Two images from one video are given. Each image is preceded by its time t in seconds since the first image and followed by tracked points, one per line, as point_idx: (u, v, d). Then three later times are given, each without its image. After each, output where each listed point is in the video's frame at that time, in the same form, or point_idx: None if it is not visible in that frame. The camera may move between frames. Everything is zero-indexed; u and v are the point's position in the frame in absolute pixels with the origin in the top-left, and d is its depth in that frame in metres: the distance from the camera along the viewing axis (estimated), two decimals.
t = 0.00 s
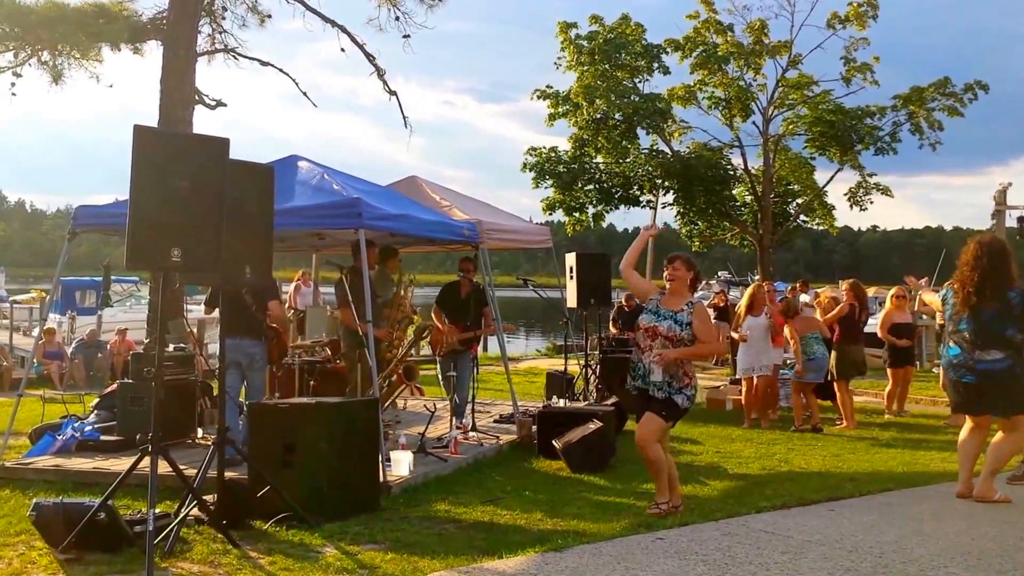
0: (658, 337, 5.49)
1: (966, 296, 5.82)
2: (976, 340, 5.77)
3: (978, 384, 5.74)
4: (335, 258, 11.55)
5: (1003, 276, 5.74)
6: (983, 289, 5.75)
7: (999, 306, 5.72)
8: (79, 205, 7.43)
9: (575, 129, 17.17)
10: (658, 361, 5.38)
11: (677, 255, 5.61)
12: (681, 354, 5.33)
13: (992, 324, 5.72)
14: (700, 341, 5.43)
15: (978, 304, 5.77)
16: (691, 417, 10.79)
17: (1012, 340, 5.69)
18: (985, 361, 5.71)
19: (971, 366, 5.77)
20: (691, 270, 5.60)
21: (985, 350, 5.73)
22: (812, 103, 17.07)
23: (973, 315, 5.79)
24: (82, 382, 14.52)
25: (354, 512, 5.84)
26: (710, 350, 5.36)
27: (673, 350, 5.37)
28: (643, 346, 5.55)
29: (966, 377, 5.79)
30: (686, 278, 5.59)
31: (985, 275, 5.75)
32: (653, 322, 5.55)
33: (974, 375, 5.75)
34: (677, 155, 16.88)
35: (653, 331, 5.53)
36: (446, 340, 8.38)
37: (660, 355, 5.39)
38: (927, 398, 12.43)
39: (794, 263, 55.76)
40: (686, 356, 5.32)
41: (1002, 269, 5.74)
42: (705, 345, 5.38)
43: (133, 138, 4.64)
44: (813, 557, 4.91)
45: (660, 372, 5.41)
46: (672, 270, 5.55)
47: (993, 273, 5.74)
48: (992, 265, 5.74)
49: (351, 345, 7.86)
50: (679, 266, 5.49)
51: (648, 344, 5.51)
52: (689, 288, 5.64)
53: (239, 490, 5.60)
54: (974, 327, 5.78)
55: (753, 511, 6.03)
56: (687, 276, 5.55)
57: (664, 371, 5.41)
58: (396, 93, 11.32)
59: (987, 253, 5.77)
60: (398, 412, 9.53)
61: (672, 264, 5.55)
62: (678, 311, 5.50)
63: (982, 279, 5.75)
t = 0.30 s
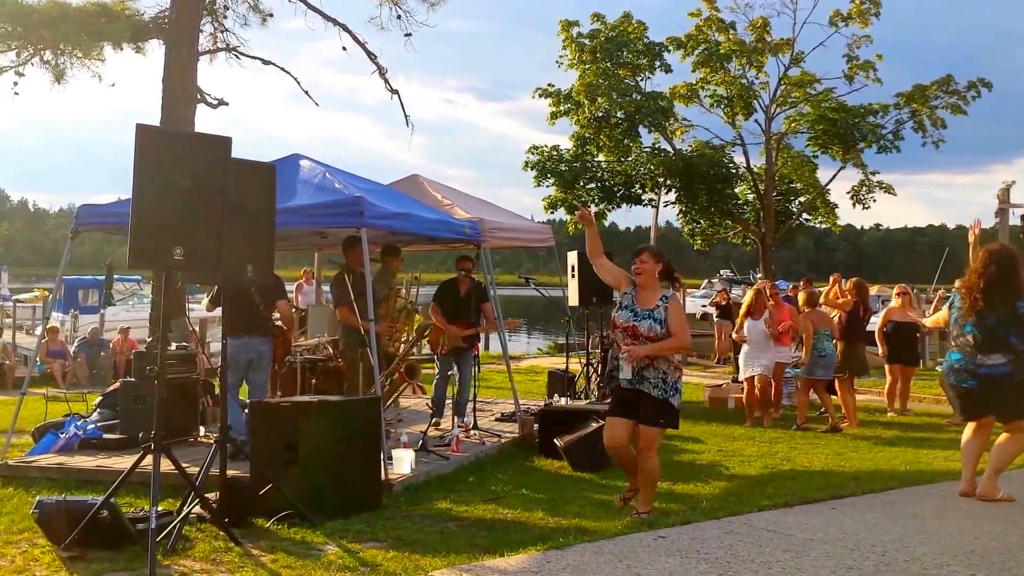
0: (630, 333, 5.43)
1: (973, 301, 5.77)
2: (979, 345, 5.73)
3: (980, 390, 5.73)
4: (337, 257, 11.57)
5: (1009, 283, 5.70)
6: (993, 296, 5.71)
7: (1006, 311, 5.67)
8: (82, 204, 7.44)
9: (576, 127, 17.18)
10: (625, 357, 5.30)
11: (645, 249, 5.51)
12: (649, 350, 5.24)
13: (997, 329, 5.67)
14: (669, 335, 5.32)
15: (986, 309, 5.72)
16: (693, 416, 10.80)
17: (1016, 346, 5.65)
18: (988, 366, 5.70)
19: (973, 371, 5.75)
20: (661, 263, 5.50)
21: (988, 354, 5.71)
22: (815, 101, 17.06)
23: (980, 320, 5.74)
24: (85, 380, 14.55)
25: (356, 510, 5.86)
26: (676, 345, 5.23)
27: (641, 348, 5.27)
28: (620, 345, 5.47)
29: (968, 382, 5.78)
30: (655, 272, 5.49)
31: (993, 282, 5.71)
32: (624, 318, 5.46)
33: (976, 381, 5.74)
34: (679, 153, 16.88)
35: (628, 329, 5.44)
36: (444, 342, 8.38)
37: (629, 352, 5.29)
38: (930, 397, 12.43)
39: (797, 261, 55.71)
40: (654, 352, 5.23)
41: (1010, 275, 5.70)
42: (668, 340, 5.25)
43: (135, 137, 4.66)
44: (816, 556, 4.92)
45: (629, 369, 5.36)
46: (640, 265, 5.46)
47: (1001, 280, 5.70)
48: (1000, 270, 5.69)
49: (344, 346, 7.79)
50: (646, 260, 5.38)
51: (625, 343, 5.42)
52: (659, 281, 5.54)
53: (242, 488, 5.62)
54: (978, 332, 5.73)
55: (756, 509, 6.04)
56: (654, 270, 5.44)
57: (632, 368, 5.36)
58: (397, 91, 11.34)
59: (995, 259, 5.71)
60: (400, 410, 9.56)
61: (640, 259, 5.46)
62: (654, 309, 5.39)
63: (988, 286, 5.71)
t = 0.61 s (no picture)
0: (604, 333, 5.29)
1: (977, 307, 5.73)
2: (980, 349, 5.71)
3: (971, 393, 5.75)
4: (338, 255, 11.59)
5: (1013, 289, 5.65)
6: (1000, 301, 5.65)
7: (1013, 315, 5.64)
8: (84, 202, 7.46)
9: (578, 125, 17.19)
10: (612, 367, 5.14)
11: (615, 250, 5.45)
12: (630, 356, 5.11)
13: (996, 334, 5.64)
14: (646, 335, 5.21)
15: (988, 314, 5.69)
16: (695, 414, 10.81)
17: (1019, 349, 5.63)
18: (987, 370, 5.68)
19: (973, 375, 5.74)
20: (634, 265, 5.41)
21: (989, 358, 5.68)
22: (817, 99, 17.06)
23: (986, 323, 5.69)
24: (88, 378, 14.59)
25: (358, 508, 5.87)
26: (655, 344, 5.12)
27: (624, 354, 5.14)
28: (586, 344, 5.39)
29: (967, 386, 5.77)
30: (626, 273, 5.40)
31: (996, 288, 5.67)
32: (599, 318, 5.33)
33: (975, 384, 5.73)
34: (681, 150, 16.89)
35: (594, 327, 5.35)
36: (444, 344, 8.37)
37: (613, 360, 5.15)
38: (932, 395, 12.44)
39: (799, 258, 55.67)
40: (637, 357, 5.11)
41: (1013, 282, 5.64)
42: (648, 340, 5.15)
43: (136, 136, 4.66)
44: (818, 554, 4.93)
45: (615, 379, 5.19)
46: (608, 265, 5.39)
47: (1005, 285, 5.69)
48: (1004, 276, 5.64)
49: (344, 344, 7.79)
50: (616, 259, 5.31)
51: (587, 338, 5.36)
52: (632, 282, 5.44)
53: (244, 485, 5.64)
54: (982, 335, 5.69)
55: (758, 507, 6.05)
56: (626, 269, 5.36)
57: (618, 378, 5.20)
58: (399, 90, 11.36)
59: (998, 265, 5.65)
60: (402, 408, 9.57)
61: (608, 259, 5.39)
62: (616, 301, 5.32)
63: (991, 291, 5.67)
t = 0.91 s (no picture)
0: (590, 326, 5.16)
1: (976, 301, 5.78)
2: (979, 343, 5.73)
3: (976, 394, 5.73)
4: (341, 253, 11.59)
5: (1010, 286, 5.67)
6: (996, 294, 5.69)
7: (1009, 307, 5.64)
8: (87, 200, 7.47)
9: (581, 123, 17.17)
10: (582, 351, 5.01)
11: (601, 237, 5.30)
12: (606, 342, 5.01)
13: (995, 327, 5.66)
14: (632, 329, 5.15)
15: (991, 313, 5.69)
16: (699, 412, 10.80)
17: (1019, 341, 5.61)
18: (987, 364, 5.68)
19: (972, 368, 5.76)
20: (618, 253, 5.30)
21: (991, 352, 5.69)
22: (821, 96, 17.03)
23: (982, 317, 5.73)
24: (91, 376, 14.61)
25: (361, 506, 5.87)
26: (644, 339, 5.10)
27: (598, 340, 5.04)
28: (573, 338, 5.23)
29: (966, 380, 5.78)
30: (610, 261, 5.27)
31: (994, 282, 5.71)
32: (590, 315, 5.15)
33: (974, 378, 5.73)
34: (685, 148, 16.88)
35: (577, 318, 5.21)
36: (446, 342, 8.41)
37: (587, 344, 5.03)
38: (937, 393, 12.41)
39: (803, 256, 55.60)
40: (613, 345, 5.02)
41: (1009, 276, 5.68)
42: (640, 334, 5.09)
43: (140, 134, 4.66)
44: (821, 553, 4.92)
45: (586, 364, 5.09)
46: (595, 252, 5.22)
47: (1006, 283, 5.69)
48: (1002, 273, 5.68)
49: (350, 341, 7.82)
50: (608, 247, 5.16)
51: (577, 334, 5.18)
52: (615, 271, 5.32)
53: (246, 483, 5.65)
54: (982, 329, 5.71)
55: (761, 506, 6.04)
56: (612, 258, 5.23)
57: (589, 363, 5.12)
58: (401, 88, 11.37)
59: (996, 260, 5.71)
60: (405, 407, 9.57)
61: (597, 246, 5.21)
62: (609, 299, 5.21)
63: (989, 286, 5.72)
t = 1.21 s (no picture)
0: (560, 330, 4.84)
1: (971, 272, 5.84)
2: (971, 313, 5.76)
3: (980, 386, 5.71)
4: (344, 251, 11.59)
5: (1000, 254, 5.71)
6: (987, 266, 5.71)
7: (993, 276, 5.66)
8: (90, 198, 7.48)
9: (584, 121, 17.16)
10: (566, 358, 4.66)
11: (553, 236, 4.96)
12: (588, 345, 4.66)
13: (983, 296, 5.66)
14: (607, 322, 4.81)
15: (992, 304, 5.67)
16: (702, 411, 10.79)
17: (1006, 309, 5.58)
18: (977, 334, 5.68)
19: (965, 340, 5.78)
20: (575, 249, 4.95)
21: (980, 323, 5.69)
22: (825, 93, 16.99)
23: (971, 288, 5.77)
24: (94, 374, 14.63)
25: (364, 504, 5.87)
26: (621, 332, 4.74)
27: (580, 343, 4.69)
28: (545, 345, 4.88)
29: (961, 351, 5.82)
30: (568, 259, 4.93)
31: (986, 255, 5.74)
32: (557, 317, 4.84)
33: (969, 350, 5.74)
34: (688, 146, 16.86)
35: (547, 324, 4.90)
36: (446, 338, 8.38)
37: (568, 351, 4.67)
38: (941, 392, 12.38)
39: (806, 254, 55.57)
40: (596, 346, 4.67)
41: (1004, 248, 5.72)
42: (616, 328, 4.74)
43: (142, 132, 4.67)
44: (825, 551, 4.91)
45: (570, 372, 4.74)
46: (550, 252, 4.89)
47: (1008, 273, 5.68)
48: (992, 240, 5.73)
49: (359, 339, 7.83)
50: (559, 245, 4.84)
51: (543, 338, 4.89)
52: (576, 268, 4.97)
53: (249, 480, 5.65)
54: (971, 300, 5.75)
55: (764, 504, 6.04)
56: (568, 256, 4.88)
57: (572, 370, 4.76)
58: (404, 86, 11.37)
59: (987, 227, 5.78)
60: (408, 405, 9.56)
61: (548, 247, 4.88)
62: (569, 295, 4.86)
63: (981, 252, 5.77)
